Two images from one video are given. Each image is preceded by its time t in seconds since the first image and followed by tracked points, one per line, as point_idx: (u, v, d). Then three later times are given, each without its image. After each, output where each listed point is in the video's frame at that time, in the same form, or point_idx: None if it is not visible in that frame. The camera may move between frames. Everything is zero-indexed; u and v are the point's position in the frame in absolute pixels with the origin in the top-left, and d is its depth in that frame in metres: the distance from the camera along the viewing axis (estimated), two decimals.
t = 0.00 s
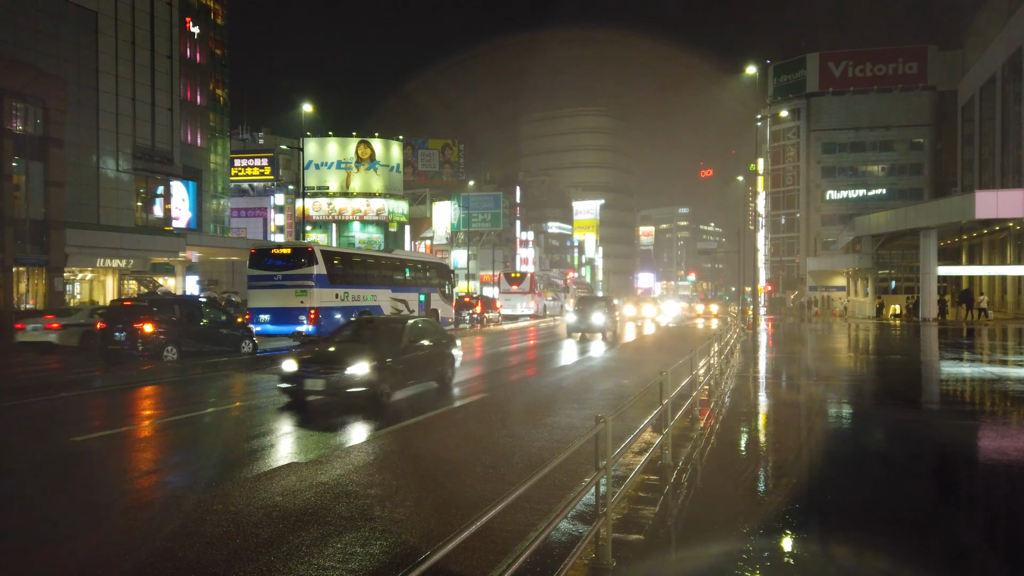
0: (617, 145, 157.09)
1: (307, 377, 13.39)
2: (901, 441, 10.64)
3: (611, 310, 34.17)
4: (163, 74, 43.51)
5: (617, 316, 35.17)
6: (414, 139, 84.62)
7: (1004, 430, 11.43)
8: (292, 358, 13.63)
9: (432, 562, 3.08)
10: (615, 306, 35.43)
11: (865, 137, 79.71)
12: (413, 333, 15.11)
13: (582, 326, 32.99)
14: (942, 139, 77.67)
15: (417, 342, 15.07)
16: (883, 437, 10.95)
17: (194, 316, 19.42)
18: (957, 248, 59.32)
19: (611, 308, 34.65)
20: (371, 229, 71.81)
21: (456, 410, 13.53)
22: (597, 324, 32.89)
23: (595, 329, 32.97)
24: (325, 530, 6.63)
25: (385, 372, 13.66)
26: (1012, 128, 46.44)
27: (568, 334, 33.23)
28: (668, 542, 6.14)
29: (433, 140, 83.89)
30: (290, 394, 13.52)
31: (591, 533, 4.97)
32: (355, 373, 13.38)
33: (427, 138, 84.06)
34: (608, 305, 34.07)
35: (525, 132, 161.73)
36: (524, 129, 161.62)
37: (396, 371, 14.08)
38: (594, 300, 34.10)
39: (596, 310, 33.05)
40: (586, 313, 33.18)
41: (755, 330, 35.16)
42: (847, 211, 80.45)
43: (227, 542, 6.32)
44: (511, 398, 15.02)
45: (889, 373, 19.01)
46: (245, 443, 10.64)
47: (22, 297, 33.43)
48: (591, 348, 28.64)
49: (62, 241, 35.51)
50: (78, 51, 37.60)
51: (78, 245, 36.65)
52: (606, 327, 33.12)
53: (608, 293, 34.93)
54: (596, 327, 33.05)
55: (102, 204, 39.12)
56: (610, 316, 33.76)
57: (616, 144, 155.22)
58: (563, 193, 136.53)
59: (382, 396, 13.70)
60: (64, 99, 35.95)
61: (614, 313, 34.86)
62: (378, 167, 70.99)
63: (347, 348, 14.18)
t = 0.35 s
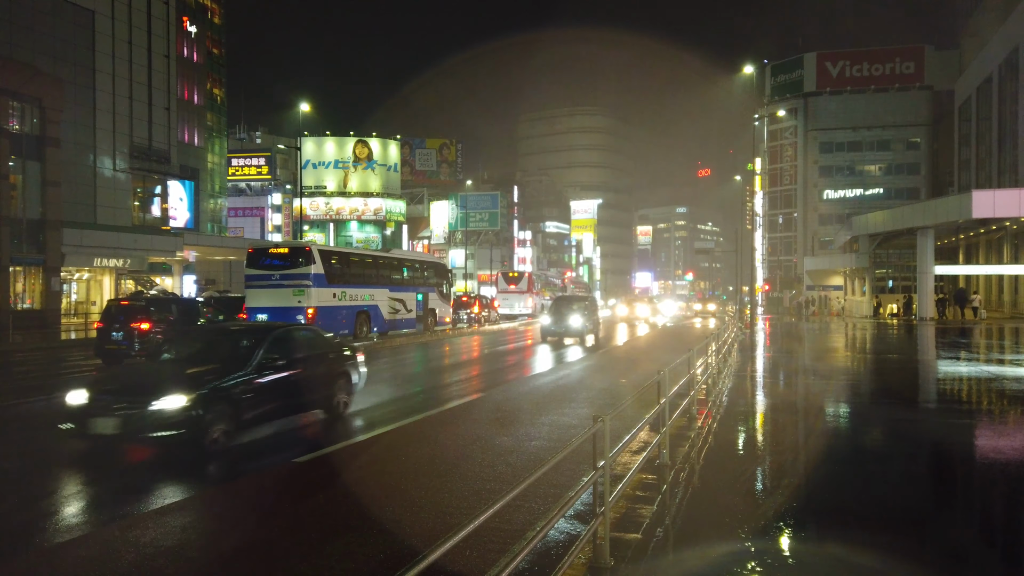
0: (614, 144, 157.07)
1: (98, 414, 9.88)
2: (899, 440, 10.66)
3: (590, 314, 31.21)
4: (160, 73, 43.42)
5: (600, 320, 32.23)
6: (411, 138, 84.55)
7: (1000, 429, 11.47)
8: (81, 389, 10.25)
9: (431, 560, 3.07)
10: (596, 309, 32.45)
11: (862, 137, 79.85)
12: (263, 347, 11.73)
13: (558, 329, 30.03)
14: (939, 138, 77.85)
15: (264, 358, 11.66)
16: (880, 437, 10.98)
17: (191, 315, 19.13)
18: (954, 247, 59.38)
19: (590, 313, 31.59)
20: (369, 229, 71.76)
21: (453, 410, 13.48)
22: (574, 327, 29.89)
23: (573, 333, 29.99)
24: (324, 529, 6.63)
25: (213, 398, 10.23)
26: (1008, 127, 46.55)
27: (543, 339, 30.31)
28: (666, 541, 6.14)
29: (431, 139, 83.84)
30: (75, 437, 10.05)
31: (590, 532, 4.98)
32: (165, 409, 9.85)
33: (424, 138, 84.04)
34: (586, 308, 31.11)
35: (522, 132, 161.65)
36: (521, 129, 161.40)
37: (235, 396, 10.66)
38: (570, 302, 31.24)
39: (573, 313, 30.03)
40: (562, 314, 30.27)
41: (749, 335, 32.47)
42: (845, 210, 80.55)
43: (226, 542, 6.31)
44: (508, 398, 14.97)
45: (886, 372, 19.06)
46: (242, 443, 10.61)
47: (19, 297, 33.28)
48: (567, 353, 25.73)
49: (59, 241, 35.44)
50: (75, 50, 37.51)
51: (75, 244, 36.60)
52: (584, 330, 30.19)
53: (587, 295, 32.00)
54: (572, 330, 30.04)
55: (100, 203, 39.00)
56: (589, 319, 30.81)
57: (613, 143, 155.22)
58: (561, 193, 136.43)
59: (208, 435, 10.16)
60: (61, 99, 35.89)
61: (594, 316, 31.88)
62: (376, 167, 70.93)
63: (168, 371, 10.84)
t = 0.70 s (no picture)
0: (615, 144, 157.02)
1: None
2: (899, 439, 10.67)
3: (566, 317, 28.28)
4: (161, 73, 43.42)
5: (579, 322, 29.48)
6: (411, 138, 84.53)
7: (1000, 429, 11.47)
8: None
9: (428, 562, 3.04)
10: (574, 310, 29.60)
11: (863, 136, 79.85)
12: (76, 370, 9.35)
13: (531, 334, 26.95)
14: (939, 138, 77.84)
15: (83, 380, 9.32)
16: (880, 435, 11.00)
17: (191, 314, 19.38)
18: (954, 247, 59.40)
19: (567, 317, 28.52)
20: (369, 228, 71.78)
21: (453, 410, 13.44)
22: (548, 332, 26.80)
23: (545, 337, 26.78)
24: (324, 529, 6.64)
25: None
26: (1009, 126, 46.53)
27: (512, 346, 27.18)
28: (666, 541, 6.13)
29: (431, 139, 83.81)
30: None
31: (590, 532, 4.98)
32: None
33: (425, 138, 84.01)
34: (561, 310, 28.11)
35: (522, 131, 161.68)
36: (522, 129, 161.36)
37: (11, 419, 8.18)
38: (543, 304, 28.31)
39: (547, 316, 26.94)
40: (533, 316, 27.26)
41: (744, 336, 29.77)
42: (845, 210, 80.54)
43: (226, 541, 6.31)
44: (508, 398, 14.92)
45: (887, 372, 19.08)
46: (242, 443, 10.60)
47: (20, 296, 33.34)
48: (539, 361, 22.59)
49: (60, 241, 35.50)
50: (75, 50, 37.50)
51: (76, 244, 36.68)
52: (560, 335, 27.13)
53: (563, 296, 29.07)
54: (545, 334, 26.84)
55: (100, 203, 38.95)
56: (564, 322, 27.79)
57: (614, 143, 155.22)
58: (561, 192, 136.50)
59: None
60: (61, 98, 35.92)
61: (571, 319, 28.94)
62: (376, 166, 70.87)
63: None
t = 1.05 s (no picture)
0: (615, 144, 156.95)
1: None
2: (899, 438, 10.70)
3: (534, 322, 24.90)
4: (161, 72, 43.43)
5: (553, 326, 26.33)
6: (411, 137, 84.52)
7: (1000, 428, 11.49)
8: None
9: (430, 562, 3.04)
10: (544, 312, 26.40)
11: (863, 136, 79.83)
12: None
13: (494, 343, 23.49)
14: (939, 137, 77.79)
15: None
16: (880, 435, 11.03)
17: (191, 314, 19.41)
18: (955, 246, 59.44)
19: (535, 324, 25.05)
20: (369, 228, 71.86)
21: (453, 409, 13.43)
22: (512, 338, 23.43)
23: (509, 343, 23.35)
24: (325, 529, 6.64)
25: None
26: (1010, 125, 46.48)
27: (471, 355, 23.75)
28: (667, 541, 6.13)
29: (431, 138, 83.78)
30: None
31: (590, 532, 4.97)
32: None
33: (425, 137, 84.00)
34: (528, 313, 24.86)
35: (522, 130, 161.67)
36: (522, 128, 161.31)
37: None
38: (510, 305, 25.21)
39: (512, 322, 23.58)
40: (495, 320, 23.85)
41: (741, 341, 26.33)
42: (845, 209, 80.53)
43: (227, 541, 6.30)
44: (507, 397, 14.91)
45: (887, 371, 19.11)
46: (243, 442, 10.59)
47: (20, 295, 33.37)
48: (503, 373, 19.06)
49: (60, 240, 35.47)
50: (75, 50, 37.48)
51: (76, 244, 36.66)
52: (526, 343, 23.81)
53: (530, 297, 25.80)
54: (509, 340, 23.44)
55: (100, 202, 38.97)
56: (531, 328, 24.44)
57: (614, 142, 155.16)
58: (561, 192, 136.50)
59: None
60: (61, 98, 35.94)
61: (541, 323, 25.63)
62: (376, 165, 70.87)
63: None
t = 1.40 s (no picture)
0: (615, 143, 156.83)
1: None
2: (899, 437, 10.70)
3: (489, 329, 20.00)
4: (161, 71, 43.41)
5: (516, 334, 21.83)
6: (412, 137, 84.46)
7: (1000, 427, 11.49)
8: None
9: (432, 561, 3.02)
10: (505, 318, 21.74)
11: (863, 135, 79.79)
12: None
13: (437, 356, 18.54)
14: (940, 137, 77.74)
15: None
16: (880, 434, 11.03)
17: (192, 313, 19.37)
18: (955, 245, 59.42)
19: (491, 331, 20.17)
20: (369, 227, 71.90)
21: (454, 409, 13.42)
22: (462, 348, 18.66)
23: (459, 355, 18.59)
24: (326, 528, 6.64)
25: None
26: (1010, 125, 46.41)
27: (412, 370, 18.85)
28: (668, 541, 6.12)
29: (431, 137, 83.71)
30: None
31: (592, 532, 4.97)
32: None
33: (425, 136, 83.94)
34: (484, 320, 20.12)
35: (522, 130, 161.67)
36: (521, 128, 161.28)
37: None
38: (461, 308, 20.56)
39: (462, 330, 18.74)
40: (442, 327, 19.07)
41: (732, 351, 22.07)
42: (845, 208, 80.50)
43: (227, 541, 6.30)
44: (506, 397, 14.89)
45: (887, 370, 19.11)
46: (243, 442, 10.58)
47: (21, 295, 33.35)
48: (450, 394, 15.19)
49: (61, 240, 35.45)
50: (76, 49, 37.51)
51: (76, 243, 36.65)
52: (479, 352, 19.02)
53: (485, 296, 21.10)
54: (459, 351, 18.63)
55: (100, 201, 38.97)
56: (488, 338, 19.63)
57: (614, 142, 155.12)
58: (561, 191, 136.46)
59: None
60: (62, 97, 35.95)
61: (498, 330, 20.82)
62: (376, 165, 70.79)
63: None
